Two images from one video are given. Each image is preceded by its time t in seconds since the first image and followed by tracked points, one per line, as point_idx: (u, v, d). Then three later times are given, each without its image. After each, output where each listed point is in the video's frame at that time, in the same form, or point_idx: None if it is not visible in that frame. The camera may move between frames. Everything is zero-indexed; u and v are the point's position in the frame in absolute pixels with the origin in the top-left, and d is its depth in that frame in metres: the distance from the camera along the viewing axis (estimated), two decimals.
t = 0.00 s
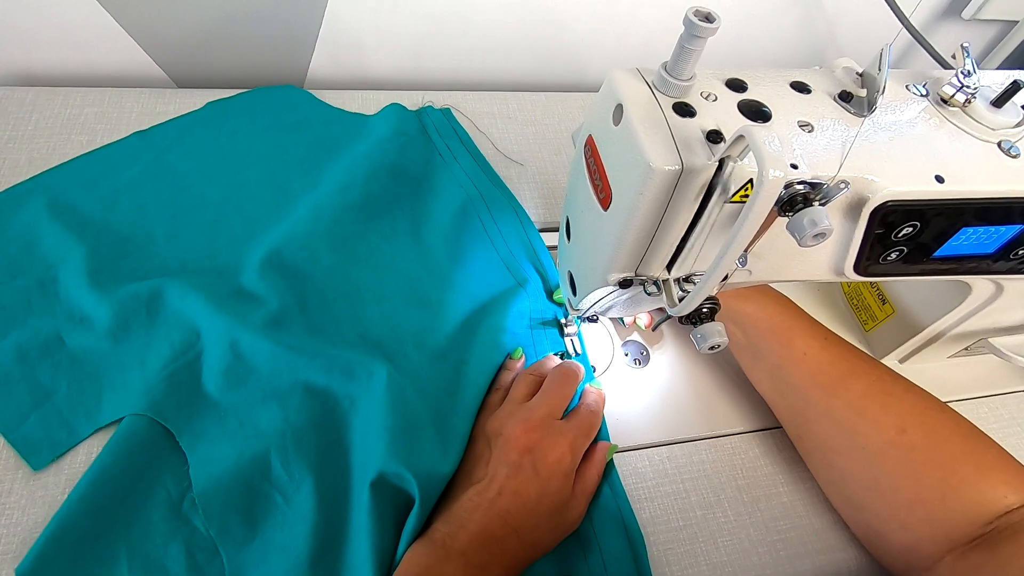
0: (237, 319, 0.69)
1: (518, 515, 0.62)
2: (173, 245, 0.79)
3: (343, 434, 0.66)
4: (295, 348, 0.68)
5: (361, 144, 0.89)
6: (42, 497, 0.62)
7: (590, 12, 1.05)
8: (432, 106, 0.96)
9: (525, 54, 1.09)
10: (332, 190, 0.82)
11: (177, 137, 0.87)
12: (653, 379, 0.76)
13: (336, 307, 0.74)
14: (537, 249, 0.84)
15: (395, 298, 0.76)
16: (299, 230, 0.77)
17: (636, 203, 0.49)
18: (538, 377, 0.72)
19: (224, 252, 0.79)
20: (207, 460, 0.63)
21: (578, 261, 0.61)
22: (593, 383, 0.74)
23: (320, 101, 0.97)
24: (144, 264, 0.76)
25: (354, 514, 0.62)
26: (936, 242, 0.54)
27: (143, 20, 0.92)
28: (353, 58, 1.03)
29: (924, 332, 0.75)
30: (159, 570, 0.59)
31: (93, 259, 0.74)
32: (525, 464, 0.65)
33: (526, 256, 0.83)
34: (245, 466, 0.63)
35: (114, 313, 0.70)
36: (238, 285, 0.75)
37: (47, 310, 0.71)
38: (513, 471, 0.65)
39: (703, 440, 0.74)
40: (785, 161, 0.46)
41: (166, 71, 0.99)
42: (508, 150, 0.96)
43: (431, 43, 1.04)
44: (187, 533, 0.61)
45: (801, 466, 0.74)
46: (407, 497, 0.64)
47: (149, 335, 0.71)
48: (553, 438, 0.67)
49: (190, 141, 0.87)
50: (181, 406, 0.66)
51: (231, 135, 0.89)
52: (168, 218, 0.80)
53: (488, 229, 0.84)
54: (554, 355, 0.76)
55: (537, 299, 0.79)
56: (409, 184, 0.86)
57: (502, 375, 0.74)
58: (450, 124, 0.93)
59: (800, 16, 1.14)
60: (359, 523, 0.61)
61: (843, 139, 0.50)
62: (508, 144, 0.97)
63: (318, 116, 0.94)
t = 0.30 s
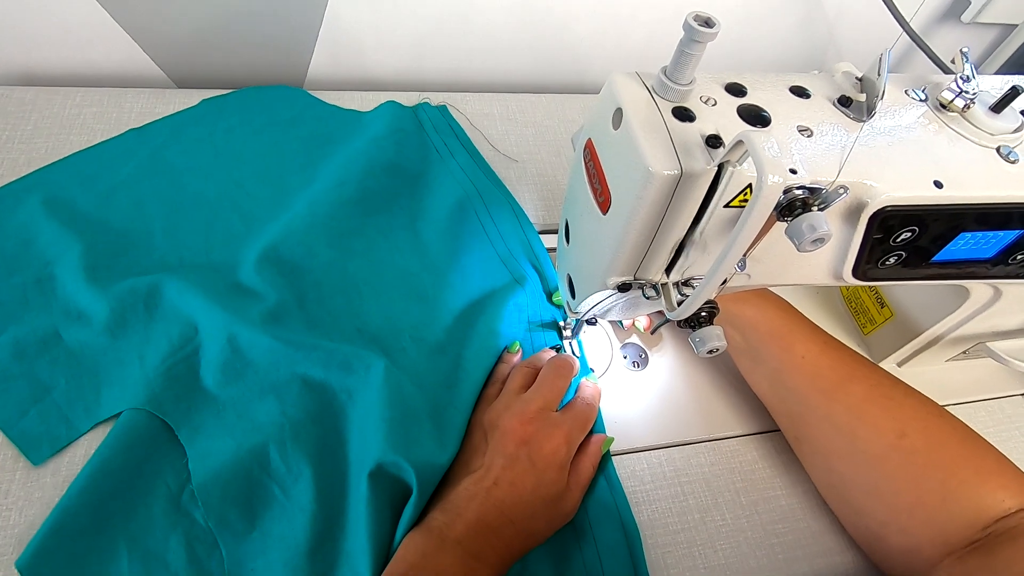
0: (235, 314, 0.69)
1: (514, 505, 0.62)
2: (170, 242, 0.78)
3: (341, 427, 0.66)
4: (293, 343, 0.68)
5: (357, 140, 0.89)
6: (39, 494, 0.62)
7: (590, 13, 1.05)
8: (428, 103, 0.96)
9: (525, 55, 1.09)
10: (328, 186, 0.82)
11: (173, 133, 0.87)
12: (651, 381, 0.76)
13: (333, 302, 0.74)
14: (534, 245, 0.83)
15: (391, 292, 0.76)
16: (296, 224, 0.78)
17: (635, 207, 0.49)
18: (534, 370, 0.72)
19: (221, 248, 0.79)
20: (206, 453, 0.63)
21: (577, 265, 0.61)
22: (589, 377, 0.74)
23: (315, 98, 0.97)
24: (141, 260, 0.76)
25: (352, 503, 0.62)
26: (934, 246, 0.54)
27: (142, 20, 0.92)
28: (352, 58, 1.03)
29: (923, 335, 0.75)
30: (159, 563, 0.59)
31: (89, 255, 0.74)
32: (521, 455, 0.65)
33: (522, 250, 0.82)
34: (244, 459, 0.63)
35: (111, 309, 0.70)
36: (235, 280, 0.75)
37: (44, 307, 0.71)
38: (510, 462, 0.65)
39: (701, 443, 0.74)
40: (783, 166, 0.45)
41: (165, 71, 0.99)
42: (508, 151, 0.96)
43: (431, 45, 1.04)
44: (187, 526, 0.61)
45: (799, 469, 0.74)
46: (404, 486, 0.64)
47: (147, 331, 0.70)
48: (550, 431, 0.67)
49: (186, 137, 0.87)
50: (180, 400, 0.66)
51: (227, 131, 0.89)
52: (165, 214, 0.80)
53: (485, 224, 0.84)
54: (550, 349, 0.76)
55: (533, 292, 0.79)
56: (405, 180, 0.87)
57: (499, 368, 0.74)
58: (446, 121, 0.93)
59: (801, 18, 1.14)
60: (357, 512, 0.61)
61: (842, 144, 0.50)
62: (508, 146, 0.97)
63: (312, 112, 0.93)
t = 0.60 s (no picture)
0: (232, 310, 0.69)
1: (505, 495, 0.63)
2: (166, 240, 0.78)
3: (338, 421, 0.66)
4: (290, 338, 0.68)
5: (353, 136, 0.89)
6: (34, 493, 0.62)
7: (587, 16, 1.06)
8: (424, 102, 0.97)
9: (523, 58, 1.10)
10: (325, 183, 0.82)
11: (169, 133, 0.87)
12: (648, 385, 0.76)
13: (330, 297, 0.74)
14: (529, 243, 0.84)
15: (387, 288, 0.77)
16: (292, 220, 0.78)
17: (630, 212, 0.49)
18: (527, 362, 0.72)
19: (218, 245, 0.79)
20: (205, 448, 0.63)
21: (573, 269, 0.61)
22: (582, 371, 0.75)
23: (311, 97, 0.97)
24: (138, 258, 0.77)
25: (348, 493, 0.63)
26: (929, 251, 0.54)
27: (141, 23, 0.92)
28: (351, 61, 1.03)
29: (918, 338, 0.75)
30: (157, 556, 0.60)
31: (86, 253, 0.74)
32: (513, 446, 0.65)
33: (518, 246, 0.83)
34: (242, 454, 0.63)
35: (108, 307, 0.70)
36: (231, 277, 0.74)
37: (42, 305, 0.71)
38: (502, 453, 0.65)
39: (697, 446, 0.74)
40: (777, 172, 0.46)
41: (163, 74, 1.00)
42: (505, 154, 0.96)
43: (429, 47, 1.04)
44: (185, 518, 0.61)
45: (795, 472, 0.75)
46: (399, 477, 0.65)
47: (144, 328, 0.70)
48: (542, 422, 0.67)
49: (182, 136, 0.87)
50: (178, 395, 0.66)
51: (223, 130, 0.89)
52: (162, 211, 0.81)
53: (480, 221, 0.84)
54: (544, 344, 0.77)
55: (530, 289, 0.79)
56: (401, 176, 0.87)
57: (493, 362, 0.75)
58: (442, 119, 0.94)
59: (798, 21, 1.14)
60: (353, 502, 0.62)
61: (836, 149, 0.50)
62: (505, 149, 0.97)
63: (307, 111, 0.93)
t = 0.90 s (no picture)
0: (232, 301, 0.70)
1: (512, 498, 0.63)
2: (167, 234, 0.79)
3: (338, 411, 0.67)
4: (290, 329, 0.69)
5: (354, 132, 0.89)
6: (31, 486, 0.62)
7: (587, 18, 1.06)
8: (426, 99, 0.97)
9: (522, 59, 1.10)
10: (325, 179, 0.84)
11: (169, 128, 0.87)
12: (647, 386, 0.77)
13: (330, 291, 0.76)
14: (531, 240, 0.83)
15: (387, 282, 0.79)
16: (293, 215, 0.80)
17: (632, 213, 0.50)
18: (528, 364, 0.72)
19: (219, 238, 0.80)
20: (205, 437, 0.64)
21: (574, 270, 0.61)
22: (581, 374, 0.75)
23: (313, 95, 0.98)
24: (139, 251, 0.77)
25: (347, 480, 0.62)
26: (929, 252, 0.54)
27: (141, 24, 0.92)
28: (351, 62, 1.03)
29: (919, 339, 0.76)
30: (157, 542, 0.59)
31: (87, 245, 0.75)
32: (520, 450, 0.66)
33: (519, 240, 0.83)
34: (241, 445, 0.64)
35: (110, 298, 0.70)
36: (233, 269, 0.76)
37: (43, 296, 0.71)
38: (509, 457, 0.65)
39: (698, 446, 0.74)
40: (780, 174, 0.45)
41: (163, 75, 0.99)
42: (505, 154, 0.96)
43: (429, 49, 1.04)
44: (186, 507, 0.61)
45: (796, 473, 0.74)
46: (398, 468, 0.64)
47: (145, 319, 0.71)
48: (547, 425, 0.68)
49: (183, 130, 0.87)
50: (180, 386, 0.67)
51: (223, 125, 0.89)
52: (162, 204, 0.81)
53: (480, 216, 0.85)
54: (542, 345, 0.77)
55: (532, 284, 0.79)
56: (400, 172, 0.88)
57: (490, 364, 0.74)
58: (444, 117, 0.94)
59: (796, 23, 1.14)
60: (350, 487, 0.62)
61: (838, 150, 0.50)
62: (506, 150, 0.97)
63: (308, 107, 0.93)
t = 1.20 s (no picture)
0: (232, 303, 0.71)
1: None
2: (167, 234, 0.79)
3: (339, 411, 0.67)
4: (290, 330, 0.70)
5: (353, 133, 0.89)
6: (31, 488, 0.61)
7: (586, 19, 1.06)
8: (425, 100, 0.97)
9: (522, 60, 1.10)
10: (326, 181, 0.84)
11: (168, 128, 0.87)
12: (650, 388, 0.75)
13: (330, 292, 0.77)
14: (531, 240, 0.83)
15: (387, 283, 0.79)
16: (294, 216, 0.80)
17: (632, 216, 0.50)
18: (588, 554, 0.60)
19: (219, 239, 0.80)
20: (206, 437, 0.64)
21: (575, 272, 0.61)
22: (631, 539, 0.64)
23: (313, 96, 0.98)
24: (140, 252, 0.78)
25: (348, 481, 0.63)
26: (928, 253, 0.54)
27: (141, 25, 0.92)
28: (351, 63, 1.04)
29: (919, 339, 0.77)
30: (158, 543, 0.59)
31: (88, 247, 0.75)
32: None
33: (519, 241, 0.83)
34: (243, 444, 0.64)
35: (111, 299, 0.71)
36: (233, 270, 0.77)
37: (44, 297, 0.72)
38: None
39: (697, 447, 0.74)
40: (781, 177, 0.46)
41: (163, 76, 0.99)
42: (505, 155, 0.96)
43: (429, 50, 1.05)
44: (187, 508, 0.61)
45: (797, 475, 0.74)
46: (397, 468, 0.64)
47: (146, 320, 0.71)
48: None
49: (183, 131, 0.87)
50: (180, 387, 0.67)
51: (223, 125, 0.89)
52: (162, 205, 0.81)
53: (480, 217, 0.85)
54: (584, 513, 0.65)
55: (532, 285, 0.80)
56: (401, 174, 0.89)
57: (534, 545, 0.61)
58: (444, 118, 0.94)
59: (795, 24, 1.15)
60: (351, 489, 0.62)
61: (837, 152, 0.51)
62: (506, 151, 0.97)
63: (308, 107, 0.93)
